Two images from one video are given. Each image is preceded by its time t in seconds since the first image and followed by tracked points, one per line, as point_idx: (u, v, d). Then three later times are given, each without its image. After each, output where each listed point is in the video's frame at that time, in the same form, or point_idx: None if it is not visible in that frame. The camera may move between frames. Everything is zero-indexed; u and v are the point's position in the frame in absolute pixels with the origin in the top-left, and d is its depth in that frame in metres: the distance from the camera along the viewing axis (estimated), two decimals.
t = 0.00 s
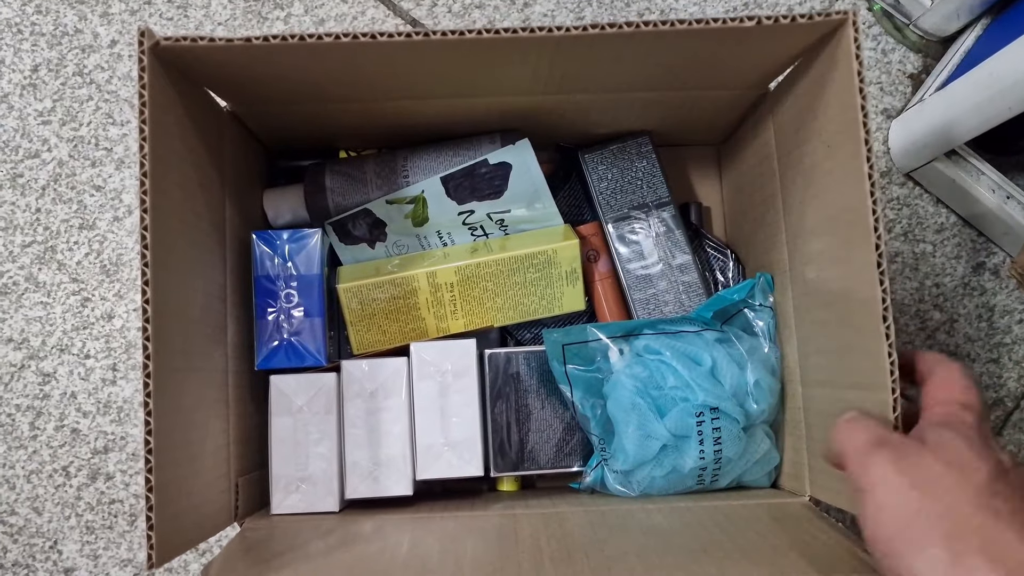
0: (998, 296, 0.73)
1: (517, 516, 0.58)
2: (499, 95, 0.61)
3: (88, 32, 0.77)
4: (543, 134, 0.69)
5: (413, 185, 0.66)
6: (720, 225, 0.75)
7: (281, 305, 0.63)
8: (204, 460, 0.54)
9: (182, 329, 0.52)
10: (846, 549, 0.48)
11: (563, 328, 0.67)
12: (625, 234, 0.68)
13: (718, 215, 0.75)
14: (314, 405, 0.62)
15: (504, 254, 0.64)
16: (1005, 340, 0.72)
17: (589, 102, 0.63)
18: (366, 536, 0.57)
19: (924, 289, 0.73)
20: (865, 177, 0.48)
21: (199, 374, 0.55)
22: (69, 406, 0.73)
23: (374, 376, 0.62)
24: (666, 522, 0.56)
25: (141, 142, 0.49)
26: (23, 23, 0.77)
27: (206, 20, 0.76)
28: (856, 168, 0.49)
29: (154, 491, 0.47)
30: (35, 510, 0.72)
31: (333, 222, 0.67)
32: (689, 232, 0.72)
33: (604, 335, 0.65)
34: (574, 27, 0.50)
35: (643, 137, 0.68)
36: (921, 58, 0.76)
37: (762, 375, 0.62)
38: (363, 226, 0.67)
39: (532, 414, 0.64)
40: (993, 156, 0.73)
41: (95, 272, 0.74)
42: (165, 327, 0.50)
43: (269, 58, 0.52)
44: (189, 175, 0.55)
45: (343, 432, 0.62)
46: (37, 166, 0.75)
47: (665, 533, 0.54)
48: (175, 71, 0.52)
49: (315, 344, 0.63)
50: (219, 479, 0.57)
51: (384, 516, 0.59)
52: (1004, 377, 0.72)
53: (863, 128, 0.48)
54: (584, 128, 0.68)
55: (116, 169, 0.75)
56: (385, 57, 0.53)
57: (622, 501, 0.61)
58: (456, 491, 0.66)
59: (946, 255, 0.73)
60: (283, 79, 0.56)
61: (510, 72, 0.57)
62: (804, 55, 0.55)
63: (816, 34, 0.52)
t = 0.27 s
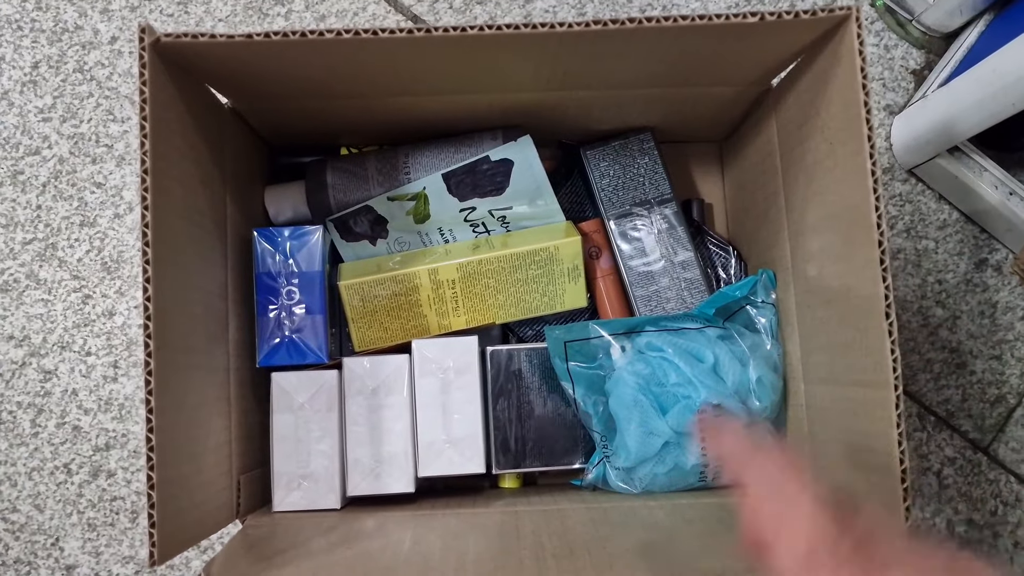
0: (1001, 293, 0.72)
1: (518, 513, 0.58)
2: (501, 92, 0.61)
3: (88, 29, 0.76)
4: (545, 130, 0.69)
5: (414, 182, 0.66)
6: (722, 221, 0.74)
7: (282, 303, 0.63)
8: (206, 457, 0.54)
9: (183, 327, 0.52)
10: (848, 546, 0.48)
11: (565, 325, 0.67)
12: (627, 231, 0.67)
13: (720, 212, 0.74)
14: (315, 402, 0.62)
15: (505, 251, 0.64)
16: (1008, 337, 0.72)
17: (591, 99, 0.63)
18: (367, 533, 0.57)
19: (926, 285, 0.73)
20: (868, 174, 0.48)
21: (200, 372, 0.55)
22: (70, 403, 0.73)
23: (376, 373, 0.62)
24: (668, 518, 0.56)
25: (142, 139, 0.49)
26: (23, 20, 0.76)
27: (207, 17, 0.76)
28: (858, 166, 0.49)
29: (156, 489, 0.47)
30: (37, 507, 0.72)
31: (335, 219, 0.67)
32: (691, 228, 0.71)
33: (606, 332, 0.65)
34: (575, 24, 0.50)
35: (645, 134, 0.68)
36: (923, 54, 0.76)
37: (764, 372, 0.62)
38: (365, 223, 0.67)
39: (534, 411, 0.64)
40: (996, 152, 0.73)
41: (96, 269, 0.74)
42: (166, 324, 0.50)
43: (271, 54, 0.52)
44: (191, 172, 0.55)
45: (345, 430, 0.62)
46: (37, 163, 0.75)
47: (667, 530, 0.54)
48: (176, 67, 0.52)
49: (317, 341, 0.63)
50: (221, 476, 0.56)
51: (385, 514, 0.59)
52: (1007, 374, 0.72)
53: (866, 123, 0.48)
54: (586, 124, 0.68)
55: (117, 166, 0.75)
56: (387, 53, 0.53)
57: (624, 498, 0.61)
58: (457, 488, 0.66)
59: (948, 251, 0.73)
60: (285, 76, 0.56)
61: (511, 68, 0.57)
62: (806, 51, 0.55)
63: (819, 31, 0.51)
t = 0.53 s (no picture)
0: (1010, 292, 0.72)
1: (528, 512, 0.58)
2: (511, 90, 0.61)
3: (96, 26, 0.76)
4: (555, 128, 0.69)
5: (423, 180, 0.66)
6: (730, 219, 0.74)
7: (291, 301, 0.63)
8: (217, 455, 0.54)
9: (193, 325, 0.52)
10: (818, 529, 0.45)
11: (573, 324, 0.67)
12: (636, 229, 0.67)
13: (729, 210, 0.74)
14: (325, 401, 0.62)
15: (515, 250, 0.63)
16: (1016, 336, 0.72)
17: (601, 97, 0.63)
18: (377, 532, 0.57)
19: (935, 284, 0.73)
20: (882, 174, 0.48)
21: (210, 371, 0.55)
22: (78, 400, 0.73)
23: (385, 372, 0.62)
24: (678, 517, 0.56)
25: (153, 137, 0.49)
26: (31, 17, 0.76)
27: (215, 14, 0.76)
28: (871, 165, 0.49)
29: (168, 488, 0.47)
30: (45, 505, 0.72)
31: (343, 217, 0.66)
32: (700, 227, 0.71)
33: (615, 330, 0.65)
34: (587, 22, 0.50)
35: (654, 132, 0.68)
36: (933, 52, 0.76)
37: (774, 371, 0.62)
38: (373, 221, 0.66)
39: (543, 409, 0.64)
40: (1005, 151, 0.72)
41: (103, 267, 0.74)
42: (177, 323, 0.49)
43: (282, 53, 0.52)
44: (201, 170, 0.54)
45: (354, 428, 0.62)
46: (45, 160, 0.75)
47: (677, 528, 0.54)
48: (187, 66, 0.52)
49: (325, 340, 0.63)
50: (231, 475, 0.56)
51: (394, 513, 0.59)
52: (1016, 373, 0.72)
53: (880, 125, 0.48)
54: (595, 122, 0.68)
55: (125, 164, 0.75)
56: (398, 52, 0.53)
57: (633, 497, 0.61)
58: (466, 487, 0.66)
59: (957, 250, 0.73)
60: (295, 74, 0.56)
61: (522, 66, 0.56)
62: (818, 50, 0.54)
63: (831, 29, 0.51)
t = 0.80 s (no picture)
0: (1015, 291, 0.72)
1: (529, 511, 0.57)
2: (514, 84, 0.60)
3: (95, 19, 0.76)
4: (557, 123, 0.68)
5: (424, 176, 0.65)
6: (733, 217, 0.74)
7: (291, 297, 0.62)
8: (214, 452, 0.54)
9: (191, 321, 0.52)
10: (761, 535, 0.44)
11: (575, 321, 0.66)
12: (639, 226, 0.67)
13: (732, 207, 0.74)
14: (324, 397, 0.61)
15: (516, 246, 0.63)
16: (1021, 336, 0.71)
17: (604, 92, 0.62)
18: (376, 530, 0.56)
19: (940, 283, 0.72)
20: (888, 171, 0.47)
21: (208, 366, 0.54)
22: (76, 396, 0.72)
23: (385, 369, 0.62)
24: (680, 517, 0.56)
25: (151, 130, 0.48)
26: (29, 9, 0.76)
27: (215, 7, 0.75)
28: (878, 162, 0.48)
29: (164, 485, 0.46)
30: (42, 501, 0.72)
31: (343, 212, 0.66)
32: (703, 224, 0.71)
33: (617, 328, 0.64)
34: (591, 16, 0.49)
35: (657, 128, 0.67)
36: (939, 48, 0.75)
37: (777, 369, 0.62)
38: (373, 217, 0.66)
39: (544, 407, 0.64)
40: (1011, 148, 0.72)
41: (102, 262, 0.74)
42: (174, 318, 0.49)
43: (281, 46, 0.51)
44: (200, 164, 0.54)
45: (354, 425, 0.62)
46: (43, 154, 0.74)
47: (677, 527, 0.54)
48: (186, 58, 0.52)
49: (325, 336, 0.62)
50: (229, 472, 0.56)
51: (393, 510, 0.59)
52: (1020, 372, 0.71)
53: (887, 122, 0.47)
54: (598, 118, 0.67)
55: (123, 158, 0.75)
56: (398, 45, 0.52)
57: (634, 496, 0.60)
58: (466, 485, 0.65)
59: (962, 249, 0.73)
60: (295, 68, 0.55)
61: (524, 61, 0.56)
62: (824, 45, 0.54)
63: (838, 24, 0.51)
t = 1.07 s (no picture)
0: (1005, 287, 0.72)
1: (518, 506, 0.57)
2: (505, 80, 0.60)
3: (87, 13, 0.76)
4: (549, 119, 0.68)
5: (415, 171, 0.65)
6: (725, 213, 0.74)
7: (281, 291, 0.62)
8: (204, 446, 0.54)
9: (180, 315, 0.52)
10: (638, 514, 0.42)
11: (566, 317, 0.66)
12: (630, 222, 0.67)
13: (723, 204, 0.74)
14: (314, 392, 0.61)
15: (506, 241, 0.63)
16: (1011, 332, 0.72)
17: (595, 88, 0.62)
18: (366, 524, 0.56)
19: (930, 279, 0.72)
20: (876, 167, 0.47)
21: (198, 361, 0.54)
22: (67, 390, 0.73)
23: (375, 364, 0.62)
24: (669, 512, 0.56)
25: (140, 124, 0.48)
26: (21, 4, 0.76)
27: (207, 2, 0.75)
28: (865, 158, 0.48)
29: (152, 479, 0.46)
30: (33, 495, 0.72)
31: (334, 207, 0.66)
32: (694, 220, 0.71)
33: (607, 324, 0.65)
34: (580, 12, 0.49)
35: (648, 124, 0.68)
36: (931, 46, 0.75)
37: (766, 365, 0.62)
38: (365, 212, 0.66)
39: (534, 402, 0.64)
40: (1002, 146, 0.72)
41: (93, 257, 0.74)
42: (163, 312, 0.49)
43: (271, 40, 0.52)
44: (189, 158, 0.54)
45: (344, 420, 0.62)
46: (35, 148, 0.74)
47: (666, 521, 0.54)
48: (176, 53, 0.52)
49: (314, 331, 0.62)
50: (219, 466, 0.56)
51: (383, 505, 0.59)
52: (1010, 369, 0.71)
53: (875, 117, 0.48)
54: (590, 114, 0.67)
55: (115, 152, 0.75)
56: (389, 40, 0.52)
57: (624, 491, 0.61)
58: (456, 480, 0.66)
59: (953, 245, 0.73)
60: (284, 62, 0.55)
61: (514, 56, 0.56)
62: (813, 41, 0.54)
63: (827, 20, 0.51)
